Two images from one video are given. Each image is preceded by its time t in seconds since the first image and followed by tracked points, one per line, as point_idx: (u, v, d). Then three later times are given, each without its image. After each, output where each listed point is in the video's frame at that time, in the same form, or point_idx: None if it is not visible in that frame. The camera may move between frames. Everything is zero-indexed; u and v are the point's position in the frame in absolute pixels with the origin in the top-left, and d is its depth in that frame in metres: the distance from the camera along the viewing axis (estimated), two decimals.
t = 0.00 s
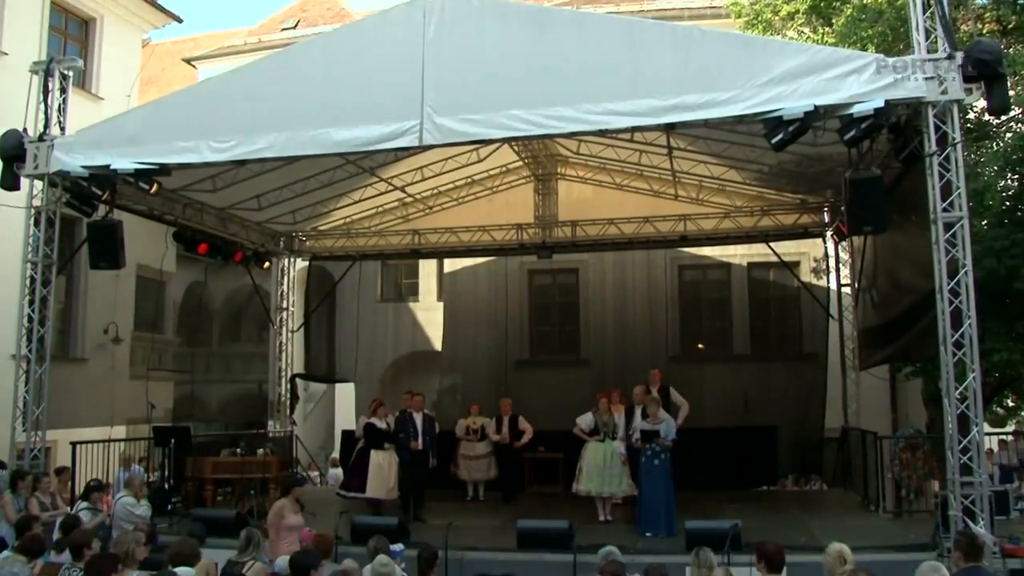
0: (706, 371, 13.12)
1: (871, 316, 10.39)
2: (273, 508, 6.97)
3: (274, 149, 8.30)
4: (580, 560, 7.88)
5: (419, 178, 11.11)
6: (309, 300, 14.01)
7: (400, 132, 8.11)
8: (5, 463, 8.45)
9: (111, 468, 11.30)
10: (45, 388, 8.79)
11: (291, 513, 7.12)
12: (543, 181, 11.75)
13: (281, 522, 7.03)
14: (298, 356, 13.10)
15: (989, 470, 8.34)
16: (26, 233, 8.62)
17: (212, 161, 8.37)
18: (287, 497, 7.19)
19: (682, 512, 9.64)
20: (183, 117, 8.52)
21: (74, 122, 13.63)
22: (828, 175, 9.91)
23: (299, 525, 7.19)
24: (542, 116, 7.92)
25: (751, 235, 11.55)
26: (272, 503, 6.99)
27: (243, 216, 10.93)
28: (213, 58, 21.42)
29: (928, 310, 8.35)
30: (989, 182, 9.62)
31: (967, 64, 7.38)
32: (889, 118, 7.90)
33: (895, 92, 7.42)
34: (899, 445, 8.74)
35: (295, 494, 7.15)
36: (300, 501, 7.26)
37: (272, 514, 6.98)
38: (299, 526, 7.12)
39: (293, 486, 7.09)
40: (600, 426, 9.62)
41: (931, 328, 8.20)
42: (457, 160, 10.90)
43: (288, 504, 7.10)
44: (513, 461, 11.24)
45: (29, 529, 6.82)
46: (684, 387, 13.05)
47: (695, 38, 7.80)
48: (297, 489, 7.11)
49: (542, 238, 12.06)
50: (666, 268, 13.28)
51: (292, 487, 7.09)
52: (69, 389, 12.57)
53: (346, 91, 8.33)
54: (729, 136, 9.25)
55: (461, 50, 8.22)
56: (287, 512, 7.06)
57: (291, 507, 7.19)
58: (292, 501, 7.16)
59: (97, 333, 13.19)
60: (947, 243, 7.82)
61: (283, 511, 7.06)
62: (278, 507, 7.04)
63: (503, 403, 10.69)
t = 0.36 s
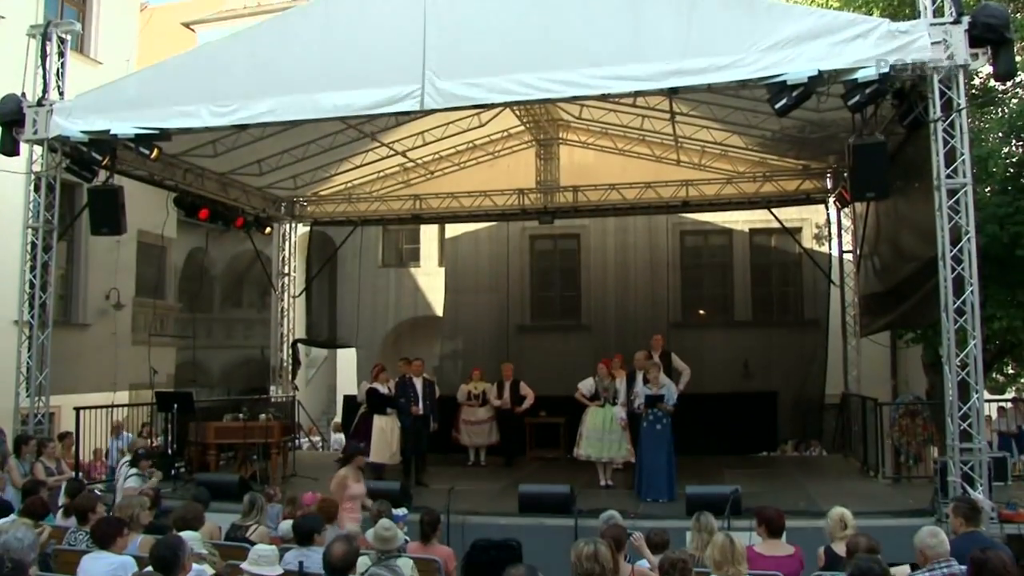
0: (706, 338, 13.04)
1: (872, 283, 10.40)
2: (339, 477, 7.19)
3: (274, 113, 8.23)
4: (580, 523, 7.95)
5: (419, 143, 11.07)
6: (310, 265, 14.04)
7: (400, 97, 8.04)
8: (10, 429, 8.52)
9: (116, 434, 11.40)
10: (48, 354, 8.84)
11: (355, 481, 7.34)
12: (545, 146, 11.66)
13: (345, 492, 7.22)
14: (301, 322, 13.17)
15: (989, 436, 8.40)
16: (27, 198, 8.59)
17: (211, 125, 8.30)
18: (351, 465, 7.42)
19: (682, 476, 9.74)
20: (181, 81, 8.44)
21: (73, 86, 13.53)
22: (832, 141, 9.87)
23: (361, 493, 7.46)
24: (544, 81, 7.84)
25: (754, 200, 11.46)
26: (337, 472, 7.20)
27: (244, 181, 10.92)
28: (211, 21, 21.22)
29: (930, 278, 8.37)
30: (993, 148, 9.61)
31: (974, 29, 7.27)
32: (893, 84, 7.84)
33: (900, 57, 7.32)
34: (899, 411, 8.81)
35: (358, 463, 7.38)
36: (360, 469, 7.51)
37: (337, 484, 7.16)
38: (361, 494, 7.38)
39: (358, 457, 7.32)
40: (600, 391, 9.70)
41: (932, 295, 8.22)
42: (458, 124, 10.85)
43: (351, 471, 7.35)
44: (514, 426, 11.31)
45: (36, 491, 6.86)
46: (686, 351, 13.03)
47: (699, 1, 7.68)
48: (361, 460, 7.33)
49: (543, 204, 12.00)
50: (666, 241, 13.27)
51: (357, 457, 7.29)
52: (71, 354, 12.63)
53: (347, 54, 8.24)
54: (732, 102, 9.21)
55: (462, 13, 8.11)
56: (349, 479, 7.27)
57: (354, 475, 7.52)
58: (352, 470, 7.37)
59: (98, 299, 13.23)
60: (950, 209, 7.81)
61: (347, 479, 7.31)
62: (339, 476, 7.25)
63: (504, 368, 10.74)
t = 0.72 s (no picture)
0: (706, 317, 13.02)
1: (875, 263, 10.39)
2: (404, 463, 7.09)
3: (274, 92, 8.14)
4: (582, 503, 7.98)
5: (420, 123, 11.06)
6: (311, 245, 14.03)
7: (400, 76, 7.94)
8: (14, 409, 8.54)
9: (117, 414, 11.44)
10: (49, 334, 8.84)
11: (418, 465, 7.23)
12: (546, 125, 11.65)
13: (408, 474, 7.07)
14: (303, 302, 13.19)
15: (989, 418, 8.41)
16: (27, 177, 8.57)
17: (211, 104, 8.22)
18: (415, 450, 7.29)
19: (682, 456, 9.77)
20: (181, 61, 8.39)
21: (72, 64, 13.47)
22: (835, 121, 9.84)
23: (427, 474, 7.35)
24: (547, 60, 7.74)
25: (754, 180, 11.50)
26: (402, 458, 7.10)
27: (245, 161, 10.92)
28: None
29: (932, 259, 8.35)
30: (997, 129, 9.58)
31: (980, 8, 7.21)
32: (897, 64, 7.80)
33: (905, 36, 7.25)
34: (898, 393, 8.82)
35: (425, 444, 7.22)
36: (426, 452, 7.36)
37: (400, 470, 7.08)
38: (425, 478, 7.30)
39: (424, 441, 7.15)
40: (600, 371, 9.71)
41: (934, 277, 8.23)
42: (459, 103, 10.87)
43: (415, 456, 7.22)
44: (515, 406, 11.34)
45: (39, 469, 6.88)
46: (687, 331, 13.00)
47: None
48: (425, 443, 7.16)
49: (545, 182, 11.95)
50: (668, 219, 13.19)
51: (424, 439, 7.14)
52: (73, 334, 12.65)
53: (348, 34, 8.18)
54: (734, 81, 9.19)
55: None
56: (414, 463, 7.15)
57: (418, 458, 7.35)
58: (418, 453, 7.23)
59: (98, 278, 13.24)
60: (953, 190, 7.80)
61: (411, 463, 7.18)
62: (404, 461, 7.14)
63: (505, 349, 10.76)
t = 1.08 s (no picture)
0: (707, 301, 13.05)
1: (877, 248, 10.38)
2: (467, 444, 6.63)
3: (275, 75, 8.10)
4: (584, 486, 8.01)
5: (423, 106, 11.11)
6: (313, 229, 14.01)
7: (402, 58, 7.89)
8: (17, 393, 8.56)
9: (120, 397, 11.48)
10: (52, 318, 8.85)
11: (485, 448, 6.75)
12: (548, 109, 11.73)
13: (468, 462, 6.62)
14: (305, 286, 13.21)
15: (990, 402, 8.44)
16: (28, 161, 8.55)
17: (212, 87, 8.18)
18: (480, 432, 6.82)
19: (684, 440, 9.80)
20: (182, 43, 8.35)
21: (72, 46, 13.40)
22: (838, 104, 9.81)
23: (493, 459, 6.85)
24: (550, 42, 7.69)
25: (758, 163, 11.35)
26: (465, 439, 6.65)
27: (246, 144, 10.90)
28: None
29: (935, 243, 8.36)
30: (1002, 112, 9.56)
31: None
32: (902, 47, 7.76)
33: (910, 19, 7.23)
34: (900, 377, 8.84)
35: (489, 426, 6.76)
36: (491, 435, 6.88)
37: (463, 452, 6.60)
38: (491, 461, 6.81)
39: (490, 421, 6.69)
40: (602, 354, 9.72)
41: (936, 262, 8.23)
42: (461, 86, 10.89)
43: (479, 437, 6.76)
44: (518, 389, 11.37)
45: (43, 452, 6.90)
46: (688, 315, 13.03)
47: None
48: (491, 424, 6.69)
49: (547, 165, 11.83)
50: (670, 203, 13.30)
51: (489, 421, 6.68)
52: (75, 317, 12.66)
53: (349, 15, 8.12)
54: (738, 64, 9.16)
55: None
56: (479, 445, 6.66)
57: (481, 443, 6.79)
58: (483, 435, 6.75)
59: (99, 262, 13.24)
60: (957, 173, 7.77)
61: (476, 445, 6.70)
62: (467, 444, 6.67)
63: (507, 332, 10.77)
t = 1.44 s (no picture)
0: (707, 284, 13.06)
1: (879, 232, 10.38)
2: (536, 428, 6.35)
3: (275, 57, 8.04)
4: (585, 469, 8.04)
5: (424, 88, 11.09)
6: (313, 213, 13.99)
7: (403, 40, 7.82)
8: (20, 376, 8.57)
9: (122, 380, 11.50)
10: (53, 301, 8.85)
11: (552, 432, 6.49)
12: (549, 92, 11.69)
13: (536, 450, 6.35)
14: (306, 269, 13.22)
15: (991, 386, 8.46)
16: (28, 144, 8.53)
17: (212, 70, 8.13)
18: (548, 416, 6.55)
19: (685, 424, 9.82)
20: (181, 25, 8.30)
21: (69, 27, 13.31)
22: (840, 87, 9.78)
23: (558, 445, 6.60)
24: (552, 25, 7.63)
25: (759, 146, 11.36)
26: (533, 423, 6.36)
27: (246, 127, 10.87)
28: None
29: (936, 227, 8.35)
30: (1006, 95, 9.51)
31: None
32: (906, 29, 7.72)
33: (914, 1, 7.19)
34: (901, 361, 8.86)
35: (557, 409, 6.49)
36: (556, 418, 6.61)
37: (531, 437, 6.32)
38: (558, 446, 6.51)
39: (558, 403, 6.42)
40: (603, 337, 9.73)
41: (937, 246, 8.23)
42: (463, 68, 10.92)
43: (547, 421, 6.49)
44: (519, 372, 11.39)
45: (45, 435, 6.90)
46: (688, 298, 13.04)
47: None
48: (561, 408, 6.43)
49: (548, 148, 11.83)
50: (671, 185, 13.28)
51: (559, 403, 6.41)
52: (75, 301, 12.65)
53: None
54: (740, 47, 9.12)
55: None
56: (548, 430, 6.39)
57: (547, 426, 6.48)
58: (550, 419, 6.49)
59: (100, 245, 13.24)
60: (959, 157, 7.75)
61: (543, 431, 6.43)
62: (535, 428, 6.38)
63: (508, 316, 10.76)
